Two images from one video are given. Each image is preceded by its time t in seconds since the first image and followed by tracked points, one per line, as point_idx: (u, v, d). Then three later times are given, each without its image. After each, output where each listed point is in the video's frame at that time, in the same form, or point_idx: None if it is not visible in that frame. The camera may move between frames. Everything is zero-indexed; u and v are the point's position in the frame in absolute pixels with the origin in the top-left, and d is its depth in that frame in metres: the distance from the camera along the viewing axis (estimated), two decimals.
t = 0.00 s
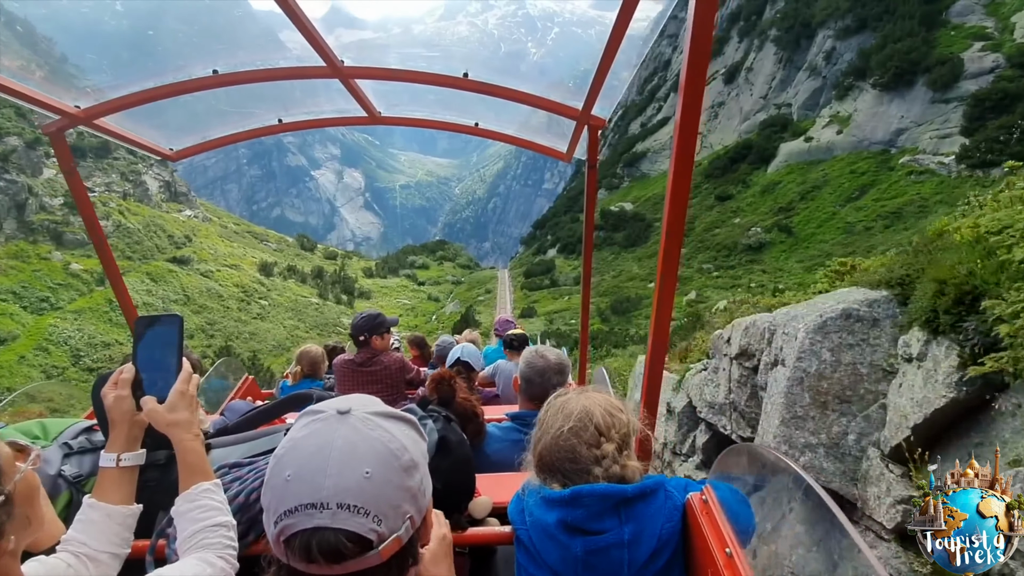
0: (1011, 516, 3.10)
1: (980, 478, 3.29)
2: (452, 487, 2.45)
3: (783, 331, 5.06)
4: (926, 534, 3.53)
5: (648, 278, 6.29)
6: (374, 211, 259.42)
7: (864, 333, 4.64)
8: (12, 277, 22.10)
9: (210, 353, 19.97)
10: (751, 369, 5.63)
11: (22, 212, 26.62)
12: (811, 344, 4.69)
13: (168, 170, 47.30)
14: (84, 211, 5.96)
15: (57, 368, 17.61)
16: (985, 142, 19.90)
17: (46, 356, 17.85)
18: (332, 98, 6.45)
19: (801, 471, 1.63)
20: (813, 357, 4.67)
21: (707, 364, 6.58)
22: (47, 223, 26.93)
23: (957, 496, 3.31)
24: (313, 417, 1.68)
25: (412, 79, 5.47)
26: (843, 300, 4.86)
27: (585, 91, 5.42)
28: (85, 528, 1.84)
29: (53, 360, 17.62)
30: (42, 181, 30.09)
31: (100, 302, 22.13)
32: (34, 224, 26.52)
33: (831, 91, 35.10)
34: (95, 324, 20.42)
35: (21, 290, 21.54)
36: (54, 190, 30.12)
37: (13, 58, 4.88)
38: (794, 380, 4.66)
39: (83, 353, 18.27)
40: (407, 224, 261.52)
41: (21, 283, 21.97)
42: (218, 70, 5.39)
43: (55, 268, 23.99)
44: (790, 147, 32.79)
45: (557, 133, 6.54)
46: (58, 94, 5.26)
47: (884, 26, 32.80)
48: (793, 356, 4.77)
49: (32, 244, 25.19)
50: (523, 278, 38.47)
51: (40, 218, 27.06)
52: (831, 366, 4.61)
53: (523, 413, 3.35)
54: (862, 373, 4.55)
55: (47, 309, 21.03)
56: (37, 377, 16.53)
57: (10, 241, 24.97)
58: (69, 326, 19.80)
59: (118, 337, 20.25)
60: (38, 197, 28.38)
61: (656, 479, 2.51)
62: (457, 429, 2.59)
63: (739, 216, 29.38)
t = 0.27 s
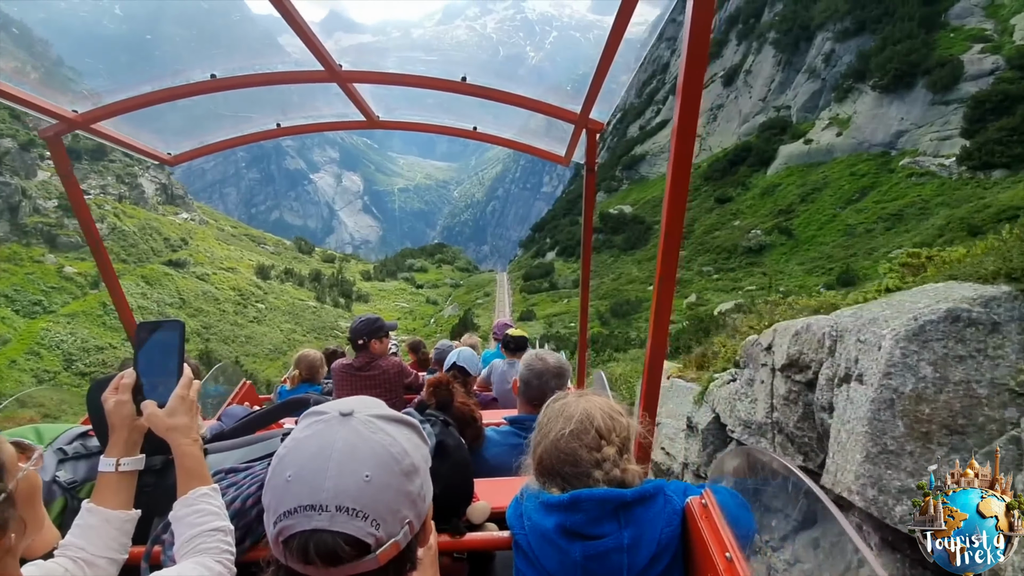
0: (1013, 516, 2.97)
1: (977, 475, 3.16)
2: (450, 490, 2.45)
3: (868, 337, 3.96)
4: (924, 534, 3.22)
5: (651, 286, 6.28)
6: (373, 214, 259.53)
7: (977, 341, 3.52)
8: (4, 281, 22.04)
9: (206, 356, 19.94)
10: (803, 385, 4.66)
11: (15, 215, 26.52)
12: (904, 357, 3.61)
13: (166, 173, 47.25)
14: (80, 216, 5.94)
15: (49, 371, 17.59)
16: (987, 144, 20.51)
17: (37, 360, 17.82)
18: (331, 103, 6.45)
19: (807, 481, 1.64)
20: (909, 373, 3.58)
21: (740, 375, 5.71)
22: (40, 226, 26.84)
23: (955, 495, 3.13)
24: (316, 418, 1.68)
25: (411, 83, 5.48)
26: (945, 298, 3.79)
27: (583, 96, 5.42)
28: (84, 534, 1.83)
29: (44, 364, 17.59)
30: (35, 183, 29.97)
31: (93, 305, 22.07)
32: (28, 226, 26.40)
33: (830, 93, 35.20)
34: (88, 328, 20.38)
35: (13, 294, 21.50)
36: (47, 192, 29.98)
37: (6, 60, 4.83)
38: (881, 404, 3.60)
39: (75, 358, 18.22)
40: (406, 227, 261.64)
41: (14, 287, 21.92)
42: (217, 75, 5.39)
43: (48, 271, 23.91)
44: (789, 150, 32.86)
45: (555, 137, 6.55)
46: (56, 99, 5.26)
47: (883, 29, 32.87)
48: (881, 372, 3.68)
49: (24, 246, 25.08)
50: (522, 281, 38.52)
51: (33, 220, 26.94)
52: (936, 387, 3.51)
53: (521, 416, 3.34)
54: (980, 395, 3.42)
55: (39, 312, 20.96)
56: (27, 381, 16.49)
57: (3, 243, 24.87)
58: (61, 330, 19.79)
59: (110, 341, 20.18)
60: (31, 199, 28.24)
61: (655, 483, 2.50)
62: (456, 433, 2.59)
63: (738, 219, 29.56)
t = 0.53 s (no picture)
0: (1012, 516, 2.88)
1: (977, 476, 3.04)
2: (453, 504, 2.47)
3: (1005, 357, 3.34)
4: (926, 533, 3.26)
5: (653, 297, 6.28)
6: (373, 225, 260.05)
7: None
8: None
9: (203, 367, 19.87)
10: (887, 414, 3.97)
11: (12, 225, 26.47)
12: None
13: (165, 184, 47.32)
14: (87, 230, 5.98)
15: (42, 383, 17.47)
16: (986, 154, 20.74)
17: (30, 372, 17.75)
18: (335, 118, 6.51)
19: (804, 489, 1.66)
20: None
21: (787, 399, 5.08)
22: (37, 236, 26.80)
23: (955, 496, 3.03)
24: (324, 431, 1.71)
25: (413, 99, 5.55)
26: None
27: (583, 111, 5.49)
28: (90, 547, 1.84)
29: (38, 376, 17.52)
30: (33, 193, 29.95)
31: (88, 316, 22.00)
32: (25, 236, 26.38)
33: (829, 104, 35.39)
34: (83, 339, 20.30)
35: (8, 304, 21.43)
36: (44, 202, 29.96)
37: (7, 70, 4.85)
38: None
39: (69, 370, 18.13)
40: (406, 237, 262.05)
41: (8, 297, 21.85)
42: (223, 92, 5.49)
43: (44, 281, 23.86)
44: (789, 160, 32.99)
45: (556, 151, 6.61)
46: (63, 114, 5.32)
47: (881, 41, 33.09)
48: None
49: (21, 256, 25.04)
50: (522, 292, 38.52)
51: (30, 231, 26.90)
52: None
53: (522, 429, 3.36)
54: None
55: (34, 323, 20.90)
56: (19, 393, 16.43)
57: None
58: (55, 341, 19.71)
59: (104, 352, 20.08)
60: (28, 209, 28.21)
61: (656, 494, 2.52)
62: (458, 446, 2.60)
63: (739, 229, 29.70)
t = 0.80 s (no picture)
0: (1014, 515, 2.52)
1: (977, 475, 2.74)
2: (461, 526, 2.46)
3: None
4: (924, 534, 2.78)
5: (662, 315, 6.25)
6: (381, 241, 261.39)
7: None
8: (5, 306, 22.14)
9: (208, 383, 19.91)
10: None
11: (20, 240, 26.75)
12: None
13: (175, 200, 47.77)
14: (103, 251, 6.06)
15: (45, 401, 17.50)
16: (996, 170, 20.87)
17: (34, 389, 17.81)
18: (346, 140, 6.60)
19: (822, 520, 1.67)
20: None
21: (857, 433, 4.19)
22: (46, 252, 27.06)
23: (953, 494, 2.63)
24: (332, 449, 1.72)
25: (423, 122, 5.67)
26: None
27: (590, 132, 5.55)
28: (96, 565, 1.82)
29: (41, 393, 17.57)
30: (43, 210, 30.30)
31: (94, 332, 22.11)
32: (33, 252, 26.65)
33: (836, 121, 35.47)
34: (87, 355, 20.36)
35: (13, 320, 21.59)
36: (54, 218, 30.29)
37: (22, 90, 4.92)
38: None
39: (73, 386, 18.18)
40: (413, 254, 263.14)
41: (14, 313, 22.03)
42: (239, 115, 5.62)
43: (52, 297, 24.05)
44: (797, 176, 33.04)
45: (562, 171, 6.69)
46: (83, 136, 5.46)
47: (886, 58, 33.21)
48: None
49: (29, 272, 25.27)
50: (529, 308, 38.53)
51: (39, 246, 27.17)
52: None
53: (530, 447, 3.35)
54: None
55: (39, 338, 21.01)
56: (21, 409, 16.49)
57: (6, 269, 25.02)
58: (60, 357, 19.79)
59: (109, 368, 20.14)
60: (37, 225, 28.51)
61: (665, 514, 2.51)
62: (466, 465, 2.59)
63: (747, 245, 29.82)
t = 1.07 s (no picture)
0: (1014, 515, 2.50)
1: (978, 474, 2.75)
2: (466, 531, 2.45)
3: None
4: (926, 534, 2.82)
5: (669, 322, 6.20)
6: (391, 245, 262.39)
7: None
8: (16, 309, 22.44)
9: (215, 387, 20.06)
10: None
11: (32, 243, 27.12)
12: None
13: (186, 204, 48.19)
14: (117, 256, 6.11)
15: (52, 403, 17.71)
16: (1014, 173, 20.74)
17: (41, 391, 18.01)
18: (355, 145, 6.63)
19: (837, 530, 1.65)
20: None
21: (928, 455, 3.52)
22: (57, 254, 27.40)
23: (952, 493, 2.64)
24: (337, 453, 1.73)
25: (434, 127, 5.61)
26: None
27: (597, 137, 5.56)
28: (104, 566, 1.84)
29: (48, 396, 17.79)
30: (56, 212, 30.67)
31: (103, 334, 22.33)
32: (44, 254, 27.01)
33: (849, 125, 35.24)
34: (95, 357, 20.55)
35: (23, 322, 21.87)
36: (66, 221, 30.65)
37: (35, 93, 4.95)
38: None
39: (79, 388, 18.35)
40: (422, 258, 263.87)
41: (24, 315, 22.32)
42: (249, 121, 5.59)
43: (61, 299, 24.34)
44: (809, 180, 32.90)
45: (570, 176, 6.69)
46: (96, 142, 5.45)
47: (900, 61, 32.89)
48: None
49: (40, 274, 25.60)
50: (537, 313, 38.53)
51: (51, 249, 27.50)
52: None
53: (536, 453, 3.34)
54: None
55: (48, 341, 21.27)
56: (27, 411, 16.71)
57: (17, 271, 25.37)
58: (68, 359, 19.97)
59: (116, 371, 20.32)
60: (49, 228, 28.87)
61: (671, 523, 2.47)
62: (472, 471, 2.58)
63: (759, 249, 29.95)
